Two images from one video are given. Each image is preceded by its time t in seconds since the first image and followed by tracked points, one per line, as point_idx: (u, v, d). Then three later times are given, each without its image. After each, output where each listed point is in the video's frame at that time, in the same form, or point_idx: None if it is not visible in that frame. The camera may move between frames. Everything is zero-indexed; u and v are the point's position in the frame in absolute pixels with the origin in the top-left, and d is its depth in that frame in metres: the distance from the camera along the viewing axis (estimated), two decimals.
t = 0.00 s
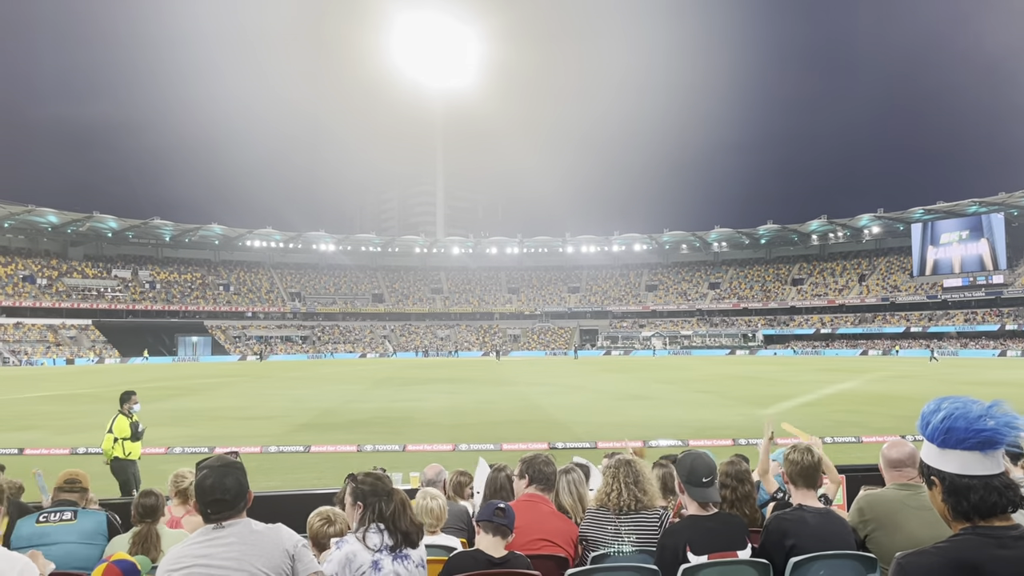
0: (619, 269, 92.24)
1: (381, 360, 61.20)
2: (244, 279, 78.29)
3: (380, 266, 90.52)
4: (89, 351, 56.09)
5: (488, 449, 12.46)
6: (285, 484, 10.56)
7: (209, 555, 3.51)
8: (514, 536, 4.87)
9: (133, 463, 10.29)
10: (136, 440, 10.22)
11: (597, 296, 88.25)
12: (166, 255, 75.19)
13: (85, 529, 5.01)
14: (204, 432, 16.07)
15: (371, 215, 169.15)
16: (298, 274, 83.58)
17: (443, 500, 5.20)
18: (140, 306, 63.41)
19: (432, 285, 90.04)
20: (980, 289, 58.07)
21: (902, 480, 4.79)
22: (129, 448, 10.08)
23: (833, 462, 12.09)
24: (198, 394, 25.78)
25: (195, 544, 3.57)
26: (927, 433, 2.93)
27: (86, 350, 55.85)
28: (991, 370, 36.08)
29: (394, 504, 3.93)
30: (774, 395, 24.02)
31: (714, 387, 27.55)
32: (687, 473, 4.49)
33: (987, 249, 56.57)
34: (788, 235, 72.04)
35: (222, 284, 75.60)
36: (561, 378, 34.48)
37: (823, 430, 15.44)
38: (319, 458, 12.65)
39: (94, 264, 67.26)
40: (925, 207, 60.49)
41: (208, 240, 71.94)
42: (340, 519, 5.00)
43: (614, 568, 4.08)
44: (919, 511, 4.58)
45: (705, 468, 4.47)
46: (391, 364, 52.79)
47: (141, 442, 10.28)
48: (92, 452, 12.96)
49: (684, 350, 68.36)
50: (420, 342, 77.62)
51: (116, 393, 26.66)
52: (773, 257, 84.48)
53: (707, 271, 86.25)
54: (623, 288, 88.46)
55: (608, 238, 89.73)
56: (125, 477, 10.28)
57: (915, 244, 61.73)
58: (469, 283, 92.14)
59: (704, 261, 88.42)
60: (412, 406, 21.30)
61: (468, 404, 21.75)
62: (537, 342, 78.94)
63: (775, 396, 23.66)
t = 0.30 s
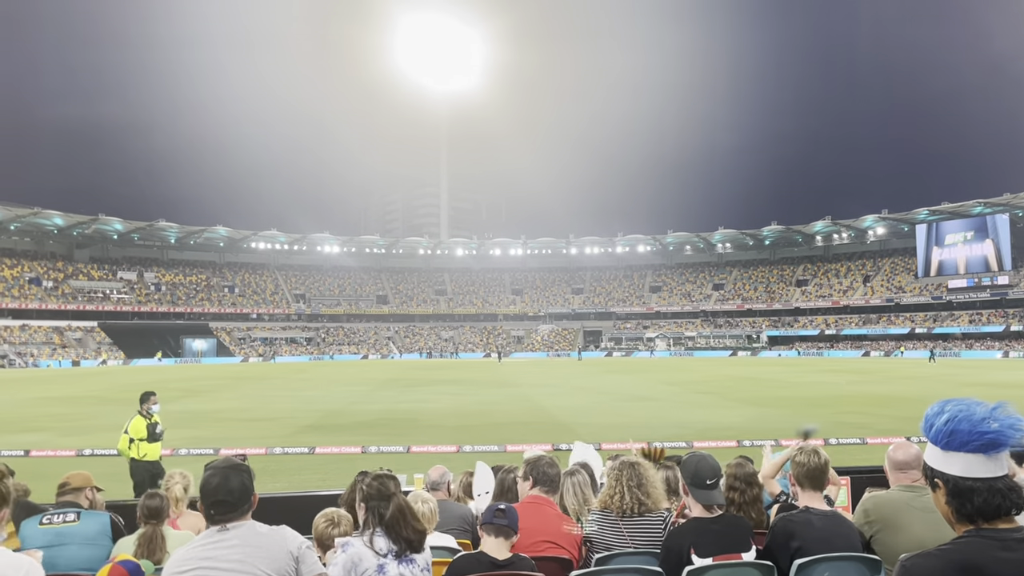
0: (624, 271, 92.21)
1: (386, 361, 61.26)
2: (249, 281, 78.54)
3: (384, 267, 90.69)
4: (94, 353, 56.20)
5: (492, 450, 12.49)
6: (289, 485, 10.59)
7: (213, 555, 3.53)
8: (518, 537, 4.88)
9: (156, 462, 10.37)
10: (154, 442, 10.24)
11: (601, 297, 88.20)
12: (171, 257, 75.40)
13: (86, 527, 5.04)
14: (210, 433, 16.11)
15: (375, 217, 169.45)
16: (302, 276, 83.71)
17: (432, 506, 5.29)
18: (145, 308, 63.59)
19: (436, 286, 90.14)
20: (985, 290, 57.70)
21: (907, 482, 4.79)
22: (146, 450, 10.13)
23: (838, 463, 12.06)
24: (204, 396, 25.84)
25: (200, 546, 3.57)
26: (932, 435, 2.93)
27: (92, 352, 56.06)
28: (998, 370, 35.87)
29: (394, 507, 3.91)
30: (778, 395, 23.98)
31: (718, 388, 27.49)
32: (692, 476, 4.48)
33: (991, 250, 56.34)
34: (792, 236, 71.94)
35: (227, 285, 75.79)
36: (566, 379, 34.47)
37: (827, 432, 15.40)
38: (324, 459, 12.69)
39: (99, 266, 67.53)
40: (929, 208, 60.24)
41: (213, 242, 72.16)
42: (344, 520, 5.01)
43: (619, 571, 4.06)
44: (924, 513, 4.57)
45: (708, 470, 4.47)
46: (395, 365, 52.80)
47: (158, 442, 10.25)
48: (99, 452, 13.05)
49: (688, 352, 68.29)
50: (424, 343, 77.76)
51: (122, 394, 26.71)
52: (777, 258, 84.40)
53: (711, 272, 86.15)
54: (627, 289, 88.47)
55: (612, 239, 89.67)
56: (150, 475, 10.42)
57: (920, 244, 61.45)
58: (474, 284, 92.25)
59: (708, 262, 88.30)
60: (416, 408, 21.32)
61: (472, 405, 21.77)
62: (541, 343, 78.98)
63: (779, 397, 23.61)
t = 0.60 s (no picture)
0: (629, 272, 92.09)
1: (392, 364, 61.33)
2: (255, 284, 78.74)
3: (390, 270, 90.87)
4: (102, 355, 56.34)
5: (501, 453, 12.48)
6: (298, 488, 10.59)
7: (234, 559, 3.54)
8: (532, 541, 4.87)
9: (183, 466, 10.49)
10: (179, 446, 10.32)
11: (607, 299, 88.12)
12: (178, 260, 75.68)
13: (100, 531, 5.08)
14: (218, 436, 16.16)
15: (381, 220, 169.88)
16: (308, 278, 83.87)
17: (439, 509, 5.25)
18: (152, 311, 63.83)
19: (442, 288, 90.28)
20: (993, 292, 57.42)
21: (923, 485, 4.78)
22: (170, 454, 10.22)
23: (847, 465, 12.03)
24: (212, 399, 25.91)
25: (219, 551, 3.58)
26: (953, 440, 2.91)
27: (100, 355, 56.30)
28: (1007, 372, 35.67)
29: (394, 517, 3.82)
30: (786, 398, 23.90)
31: (726, 390, 27.43)
32: (707, 480, 4.46)
33: (1000, 251, 56.03)
34: (799, 237, 71.66)
35: (234, 288, 76.02)
36: (572, 381, 34.43)
37: (837, 434, 15.33)
38: (332, 462, 12.71)
39: (107, 270, 67.84)
40: (937, 208, 60.05)
41: (219, 245, 72.40)
42: (356, 524, 5.02)
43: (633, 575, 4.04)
44: (939, 516, 4.56)
45: (723, 475, 4.44)
46: (401, 367, 52.84)
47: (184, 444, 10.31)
48: (109, 456, 13.11)
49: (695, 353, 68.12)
50: (431, 345, 77.83)
51: (130, 398, 26.80)
52: (784, 259, 84.17)
53: (717, 274, 85.99)
54: (633, 291, 88.42)
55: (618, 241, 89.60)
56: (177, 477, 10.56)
57: (927, 245, 61.22)
58: (479, 286, 92.34)
59: (715, 263, 88.06)
60: (424, 410, 21.34)
61: (480, 408, 21.76)
62: (547, 345, 78.97)
63: (787, 399, 23.53)
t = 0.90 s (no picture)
0: (636, 274, 91.86)
1: (400, 367, 61.21)
2: (262, 288, 78.90)
3: (396, 273, 90.96)
4: (109, 360, 56.51)
5: (509, 456, 12.44)
6: (307, 493, 10.57)
7: (253, 562, 3.53)
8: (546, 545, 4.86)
9: (210, 468, 10.53)
10: (204, 449, 10.35)
11: (614, 302, 87.92)
12: (185, 264, 75.91)
13: (114, 538, 5.07)
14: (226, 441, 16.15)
15: (387, 223, 170.34)
16: (315, 282, 84.05)
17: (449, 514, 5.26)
18: (159, 316, 64.18)
19: (448, 292, 90.26)
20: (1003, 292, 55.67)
21: (942, 489, 4.72)
22: (195, 457, 10.29)
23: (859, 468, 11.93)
24: (220, 403, 25.92)
25: (238, 554, 3.57)
26: (973, 442, 2.87)
27: (107, 360, 56.51)
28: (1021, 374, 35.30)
29: (402, 523, 3.80)
30: (796, 400, 23.75)
31: (735, 393, 27.29)
32: (722, 483, 4.44)
33: (1010, 252, 55.55)
34: (807, 238, 71.29)
35: (240, 292, 76.18)
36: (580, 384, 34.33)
37: (848, 437, 15.22)
38: (340, 466, 12.67)
39: (114, 274, 68.09)
40: (945, 209, 59.73)
41: (226, 249, 72.57)
42: (368, 529, 5.03)
43: None
44: (959, 520, 4.50)
45: (739, 478, 4.42)
46: (409, 371, 52.77)
47: (208, 449, 10.32)
48: (118, 461, 13.10)
49: (700, 356, 67.94)
50: (437, 349, 77.78)
51: (138, 402, 26.83)
52: (792, 261, 83.83)
53: (725, 276, 85.72)
54: (640, 293, 88.27)
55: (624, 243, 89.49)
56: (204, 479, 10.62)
57: (936, 246, 60.81)
58: (486, 289, 92.34)
59: (722, 265, 87.72)
60: (432, 414, 21.29)
61: (488, 411, 21.70)
62: (554, 348, 78.82)
63: (797, 401, 23.39)
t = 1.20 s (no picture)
0: (644, 277, 91.84)
1: (408, 370, 61.33)
2: (270, 292, 79.19)
3: (404, 276, 91.23)
4: (118, 364, 56.78)
5: (517, 459, 12.47)
6: (315, 496, 10.61)
7: (263, 567, 3.54)
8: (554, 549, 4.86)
9: (227, 472, 10.50)
10: (221, 452, 10.36)
11: (621, 304, 87.89)
12: (194, 268, 76.27)
13: (125, 541, 5.11)
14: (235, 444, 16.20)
15: (393, 226, 170.88)
16: (322, 285, 84.37)
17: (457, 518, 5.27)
18: (168, 320, 64.33)
19: (455, 295, 90.45)
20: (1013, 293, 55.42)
21: (951, 491, 4.72)
22: (212, 459, 10.31)
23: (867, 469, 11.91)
24: (229, 407, 25.99)
25: (248, 558, 3.58)
26: (982, 445, 2.87)
27: (117, 364, 56.79)
28: None
29: (409, 528, 3.82)
30: (804, 402, 23.68)
31: (743, 395, 27.25)
32: (730, 487, 4.43)
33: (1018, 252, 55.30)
34: (814, 240, 71.19)
35: (248, 296, 76.51)
36: (587, 387, 34.35)
37: (858, 438, 15.18)
38: (348, 469, 12.72)
39: (123, 279, 68.45)
40: (954, 210, 59.56)
41: (234, 254, 72.89)
42: (377, 532, 5.05)
43: None
44: (970, 523, 4.49)
45: (747, 482, 4.41)
46: (417, 374, 52.83)
47: (224, 452, 10.33)
48: (128, 465, 13.18)
49: (707, 358, 67.90)
50: (445, 351, 77.92)
51: (148, 406, 26.92)
52: (799, 262, 83.64)
53: (732, 277, 85.64)
54: (647, 295, 88.26)
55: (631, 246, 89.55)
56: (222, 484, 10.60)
57: (944, 247, 60.60)
58: (493, 292, 92.44)
59: (729, 267, 87.63)
60: (439, 416, 21.34)
61: (495, 414, 21.72)
62: (562, 350, 78.80)
63: (805, 403, 23.32)
